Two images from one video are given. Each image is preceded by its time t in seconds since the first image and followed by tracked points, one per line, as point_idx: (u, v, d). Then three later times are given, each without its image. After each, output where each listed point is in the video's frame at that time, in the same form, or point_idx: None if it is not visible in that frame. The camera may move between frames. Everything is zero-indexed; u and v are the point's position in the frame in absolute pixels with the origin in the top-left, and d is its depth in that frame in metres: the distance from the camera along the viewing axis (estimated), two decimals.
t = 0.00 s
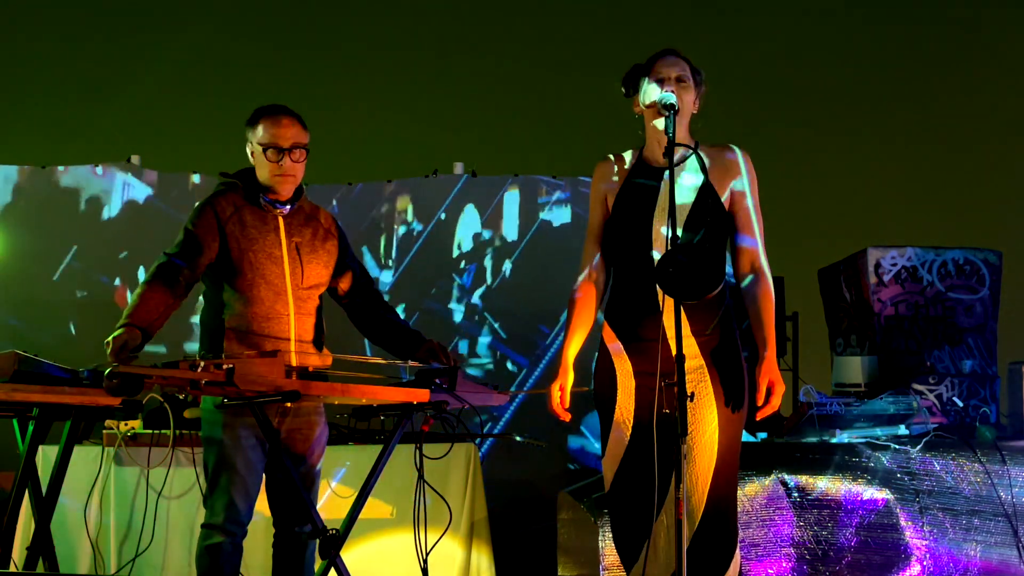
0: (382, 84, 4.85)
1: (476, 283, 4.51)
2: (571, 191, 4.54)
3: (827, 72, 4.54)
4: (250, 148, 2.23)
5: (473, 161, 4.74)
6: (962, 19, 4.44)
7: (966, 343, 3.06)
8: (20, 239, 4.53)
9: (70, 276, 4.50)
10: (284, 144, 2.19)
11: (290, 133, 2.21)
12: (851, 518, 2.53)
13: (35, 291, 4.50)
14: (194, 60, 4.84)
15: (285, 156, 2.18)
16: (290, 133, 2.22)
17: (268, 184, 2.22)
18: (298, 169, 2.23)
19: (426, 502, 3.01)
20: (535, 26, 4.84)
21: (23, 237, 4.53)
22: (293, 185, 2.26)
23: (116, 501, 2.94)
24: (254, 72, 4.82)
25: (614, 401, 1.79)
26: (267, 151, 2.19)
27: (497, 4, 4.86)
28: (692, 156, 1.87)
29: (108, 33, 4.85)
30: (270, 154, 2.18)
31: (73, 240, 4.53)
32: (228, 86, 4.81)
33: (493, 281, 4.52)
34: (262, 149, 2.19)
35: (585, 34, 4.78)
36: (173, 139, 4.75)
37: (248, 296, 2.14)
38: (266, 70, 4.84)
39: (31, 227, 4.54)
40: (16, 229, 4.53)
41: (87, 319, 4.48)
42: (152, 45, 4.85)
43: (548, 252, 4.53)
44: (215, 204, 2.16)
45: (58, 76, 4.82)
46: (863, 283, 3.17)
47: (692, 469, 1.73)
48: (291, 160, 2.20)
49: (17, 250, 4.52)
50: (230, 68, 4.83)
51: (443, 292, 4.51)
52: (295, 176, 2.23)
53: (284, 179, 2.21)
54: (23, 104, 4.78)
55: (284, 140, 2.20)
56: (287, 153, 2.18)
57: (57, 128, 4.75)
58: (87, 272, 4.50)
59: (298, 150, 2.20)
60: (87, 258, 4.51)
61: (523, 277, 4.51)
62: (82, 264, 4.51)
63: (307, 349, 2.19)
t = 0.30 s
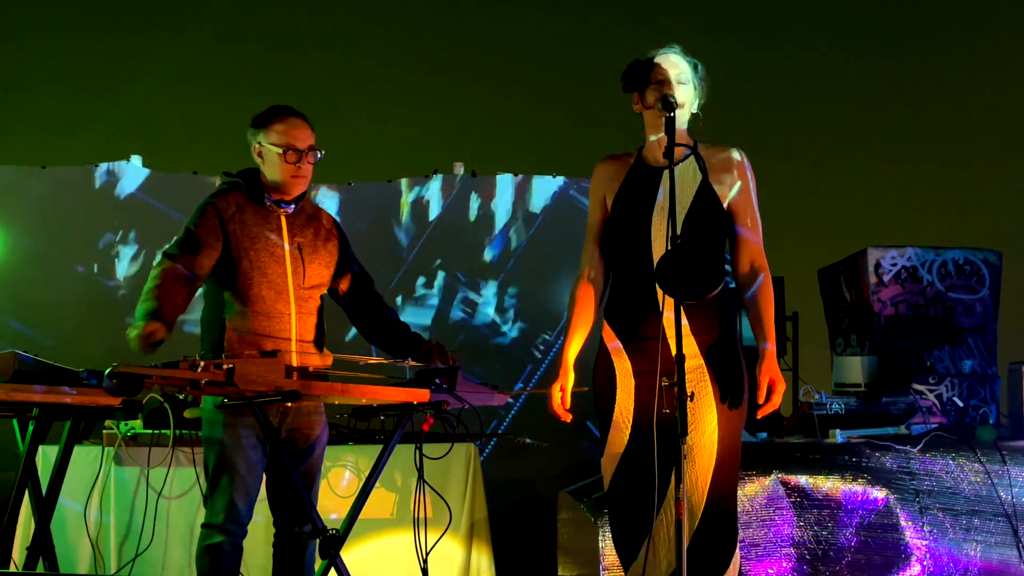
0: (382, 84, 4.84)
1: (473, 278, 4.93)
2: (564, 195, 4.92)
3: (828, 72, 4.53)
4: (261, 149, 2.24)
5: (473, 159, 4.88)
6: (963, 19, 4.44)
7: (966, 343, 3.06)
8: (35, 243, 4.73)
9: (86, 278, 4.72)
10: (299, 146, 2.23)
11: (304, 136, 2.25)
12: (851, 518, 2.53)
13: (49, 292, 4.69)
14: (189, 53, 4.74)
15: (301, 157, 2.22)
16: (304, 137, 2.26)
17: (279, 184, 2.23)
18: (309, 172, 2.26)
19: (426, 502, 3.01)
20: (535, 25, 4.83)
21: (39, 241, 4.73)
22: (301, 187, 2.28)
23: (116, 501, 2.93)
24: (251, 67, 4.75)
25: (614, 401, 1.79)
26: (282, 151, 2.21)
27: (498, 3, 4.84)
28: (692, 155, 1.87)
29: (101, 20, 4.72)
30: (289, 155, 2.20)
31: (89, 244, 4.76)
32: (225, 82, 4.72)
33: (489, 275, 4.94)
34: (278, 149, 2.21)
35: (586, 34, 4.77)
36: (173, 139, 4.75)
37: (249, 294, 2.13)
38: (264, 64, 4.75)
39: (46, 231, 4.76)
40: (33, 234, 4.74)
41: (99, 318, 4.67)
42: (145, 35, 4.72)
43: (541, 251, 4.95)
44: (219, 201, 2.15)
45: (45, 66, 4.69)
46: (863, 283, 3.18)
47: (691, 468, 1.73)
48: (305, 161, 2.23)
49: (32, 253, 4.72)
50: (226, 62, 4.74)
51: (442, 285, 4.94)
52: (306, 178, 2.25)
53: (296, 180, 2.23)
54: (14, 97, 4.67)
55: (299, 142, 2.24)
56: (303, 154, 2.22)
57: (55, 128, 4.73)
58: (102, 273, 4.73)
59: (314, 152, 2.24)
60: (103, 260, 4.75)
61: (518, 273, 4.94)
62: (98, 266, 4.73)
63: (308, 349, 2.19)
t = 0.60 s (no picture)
0: (382, 83, 4.83)
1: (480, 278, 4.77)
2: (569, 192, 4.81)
3: (828, 73, 4.53)
4: (270, 154, 2.26)
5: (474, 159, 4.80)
6: (964, 19, 4.44)
7: (966, 343, 3.06)
8: (36, 244, 4.63)
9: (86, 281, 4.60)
10: (308, 149, 2.25)
11: (314, 139, 2.28)
12: (851, 518, 2.53)
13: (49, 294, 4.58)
14: (193, 57, 4.79)
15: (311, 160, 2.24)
16: (313, 141, 2.28)
17: (288, 187, 2.26)
18: (318, 176, 2.28)
19: (426, 503, 3.01)
20: (536, 24, 4.83)
21: (40, 243, 4.63)
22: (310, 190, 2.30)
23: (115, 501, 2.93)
24: (253, 70, 4.78)
25: (614, 402, 1.79)
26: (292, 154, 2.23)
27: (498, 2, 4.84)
28: (693, 156, 1.87)
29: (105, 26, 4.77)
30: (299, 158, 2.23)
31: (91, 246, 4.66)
32: (227, 85, 4.77)
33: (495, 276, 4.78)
34: (287, 152, 2.23)
35: (586, 34, 4.77)
36: (173, 139, 4.75)
37: (258, 290, 2.16)
38: (266, 67, 4.79)
39: (47, 232, 4.65)
40: (33, 235, 4.64)
41: (99, 322, 4.56)
42: (148, 39, 4.76)
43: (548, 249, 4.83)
44: (228, 200, 2.19)
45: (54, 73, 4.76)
46: (862, 283, 3.17)
47: (691, 469, 1.72)
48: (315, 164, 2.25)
49: (32, 254, 4.62)
50: (229, 66, 4.78)
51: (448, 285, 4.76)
52: (314, 182, 2.28)
53: (305, 184, 2.26)
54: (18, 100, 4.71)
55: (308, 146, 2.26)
56: (313, 158, 2.25)
57: (55, 128, 4.73)
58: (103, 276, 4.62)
59: (323, 154, 2.27)
60: (103, 262, 4.63)
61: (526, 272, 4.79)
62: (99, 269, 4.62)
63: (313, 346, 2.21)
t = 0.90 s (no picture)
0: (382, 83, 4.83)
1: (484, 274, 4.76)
2: (570, 191, 4.79)
3: (827, 73, 4.54)
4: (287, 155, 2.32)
5: (473, 159, 4.81)
6: (963, 19, 4.44)
7: (966, 343, 3.05)
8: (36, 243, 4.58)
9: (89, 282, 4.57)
10: (323, 146, 2.31)
11: (327, 136, 2.32)
12: (851, 518, 2.53)
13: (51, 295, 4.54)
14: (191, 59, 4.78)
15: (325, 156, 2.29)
16: (328, 138, 2.33)
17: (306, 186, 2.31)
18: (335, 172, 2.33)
19: (426, 503, 3.01)
20: (536, 24, 4.83)
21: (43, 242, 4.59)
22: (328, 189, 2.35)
23: (115, 501, 2.93)
24: (254, 71, 4.79)
25: (614, 402, 1.78)
26: (306, 152, 2.29)
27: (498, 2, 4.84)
28: (693, 157, 1.87)
29: (106, 29, 4.78)
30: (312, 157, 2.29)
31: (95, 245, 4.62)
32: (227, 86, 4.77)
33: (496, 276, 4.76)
34: (301, 151, 2.29)
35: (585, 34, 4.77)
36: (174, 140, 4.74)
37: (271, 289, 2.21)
38: (266, 67, 4.79)
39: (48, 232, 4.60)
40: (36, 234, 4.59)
41: (106, 324, 4.54)
42: (148, 39, 4.76)
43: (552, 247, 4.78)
44: (251, 198, 2.23)
45: (55, 74, 4.77)
46: (862, 283, 3.17)
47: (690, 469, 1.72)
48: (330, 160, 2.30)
49: (33, 254, 4.56)
50: (230, 67, 4.79)
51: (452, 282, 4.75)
52: (330, 179, 2.32)
53: (321, 181, 2.31)
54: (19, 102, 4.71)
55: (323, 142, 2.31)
56: (326, 154, 2.29)
57: (55, 128, 4.73)
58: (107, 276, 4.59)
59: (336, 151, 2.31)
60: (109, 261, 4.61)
61: (530, 270, 4.76)
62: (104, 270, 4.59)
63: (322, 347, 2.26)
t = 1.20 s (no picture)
0: (382, 83, 4.83)
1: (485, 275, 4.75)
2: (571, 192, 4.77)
3: (827, 73, 4.54)
4: (292, 155, 2.37)
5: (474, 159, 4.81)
6: (963, 19, 4.44)
7: (966, 343, 3.06)
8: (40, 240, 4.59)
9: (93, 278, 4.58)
10: (324, 144, 2.34)
11: (327, 134, 2.36)
12: (851, 518, 2.52)
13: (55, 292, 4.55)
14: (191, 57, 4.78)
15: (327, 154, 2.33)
16: (331, 135, 2.37)
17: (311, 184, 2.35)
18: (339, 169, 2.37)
19: (426, 502, 3.01)
20: (535, 24, 4.83)
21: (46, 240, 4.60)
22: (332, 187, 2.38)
23: (115, 501, 2.93)
24: (253, 71, 4.79)
25: (613, 403, 1.79)
26: (308, 151, 2.33)
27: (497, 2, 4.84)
28: (693, 157, 1.88)
29: (106, 26, 4.78)
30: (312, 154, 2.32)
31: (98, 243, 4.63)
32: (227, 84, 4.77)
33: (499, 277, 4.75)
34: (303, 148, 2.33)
35: (585, 33, 4.78)
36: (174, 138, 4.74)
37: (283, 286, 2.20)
38: (266, 67, 4.79)
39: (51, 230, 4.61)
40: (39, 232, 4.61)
41: (108, 319, 4.55)
42: (147, 39, 4.76)
43: (553, 247, 4.78)
44: (265, 196, 2.23)
45: (55, 74, 4.77)
46: (862, 283, 3.17)
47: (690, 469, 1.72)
48: (332, 156, 2.34)
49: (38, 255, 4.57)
50: (230, 66, 4.79)
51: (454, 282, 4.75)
52: (333, 176, 2.36)
53: (324, 178, 2.35)
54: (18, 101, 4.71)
55: (325, 139, 2.34)
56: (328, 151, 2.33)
57: (55, 128, 4.73)
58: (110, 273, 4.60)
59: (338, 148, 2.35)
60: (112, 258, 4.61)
61: (531, 270, 4.75)
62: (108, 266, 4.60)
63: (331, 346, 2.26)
